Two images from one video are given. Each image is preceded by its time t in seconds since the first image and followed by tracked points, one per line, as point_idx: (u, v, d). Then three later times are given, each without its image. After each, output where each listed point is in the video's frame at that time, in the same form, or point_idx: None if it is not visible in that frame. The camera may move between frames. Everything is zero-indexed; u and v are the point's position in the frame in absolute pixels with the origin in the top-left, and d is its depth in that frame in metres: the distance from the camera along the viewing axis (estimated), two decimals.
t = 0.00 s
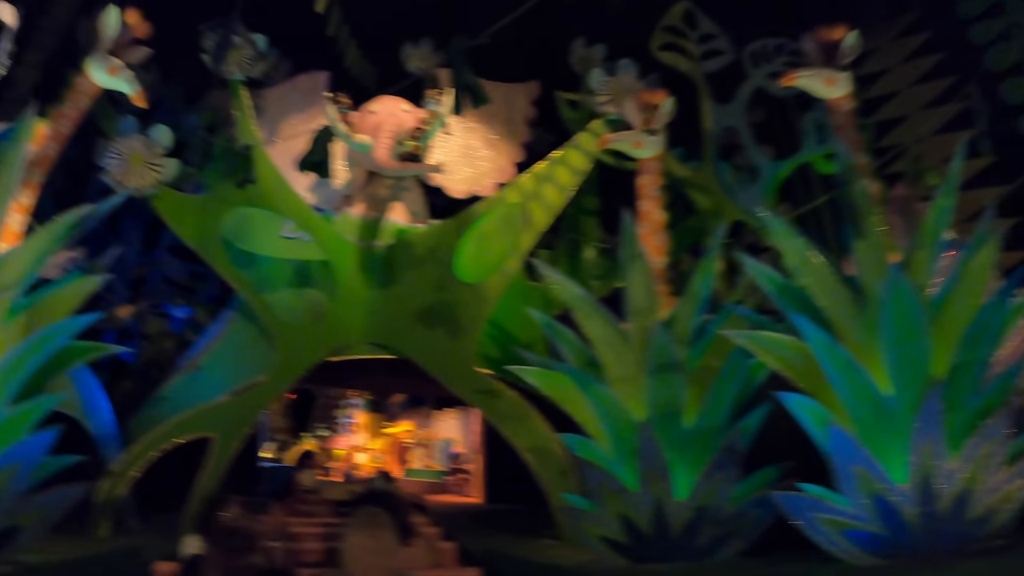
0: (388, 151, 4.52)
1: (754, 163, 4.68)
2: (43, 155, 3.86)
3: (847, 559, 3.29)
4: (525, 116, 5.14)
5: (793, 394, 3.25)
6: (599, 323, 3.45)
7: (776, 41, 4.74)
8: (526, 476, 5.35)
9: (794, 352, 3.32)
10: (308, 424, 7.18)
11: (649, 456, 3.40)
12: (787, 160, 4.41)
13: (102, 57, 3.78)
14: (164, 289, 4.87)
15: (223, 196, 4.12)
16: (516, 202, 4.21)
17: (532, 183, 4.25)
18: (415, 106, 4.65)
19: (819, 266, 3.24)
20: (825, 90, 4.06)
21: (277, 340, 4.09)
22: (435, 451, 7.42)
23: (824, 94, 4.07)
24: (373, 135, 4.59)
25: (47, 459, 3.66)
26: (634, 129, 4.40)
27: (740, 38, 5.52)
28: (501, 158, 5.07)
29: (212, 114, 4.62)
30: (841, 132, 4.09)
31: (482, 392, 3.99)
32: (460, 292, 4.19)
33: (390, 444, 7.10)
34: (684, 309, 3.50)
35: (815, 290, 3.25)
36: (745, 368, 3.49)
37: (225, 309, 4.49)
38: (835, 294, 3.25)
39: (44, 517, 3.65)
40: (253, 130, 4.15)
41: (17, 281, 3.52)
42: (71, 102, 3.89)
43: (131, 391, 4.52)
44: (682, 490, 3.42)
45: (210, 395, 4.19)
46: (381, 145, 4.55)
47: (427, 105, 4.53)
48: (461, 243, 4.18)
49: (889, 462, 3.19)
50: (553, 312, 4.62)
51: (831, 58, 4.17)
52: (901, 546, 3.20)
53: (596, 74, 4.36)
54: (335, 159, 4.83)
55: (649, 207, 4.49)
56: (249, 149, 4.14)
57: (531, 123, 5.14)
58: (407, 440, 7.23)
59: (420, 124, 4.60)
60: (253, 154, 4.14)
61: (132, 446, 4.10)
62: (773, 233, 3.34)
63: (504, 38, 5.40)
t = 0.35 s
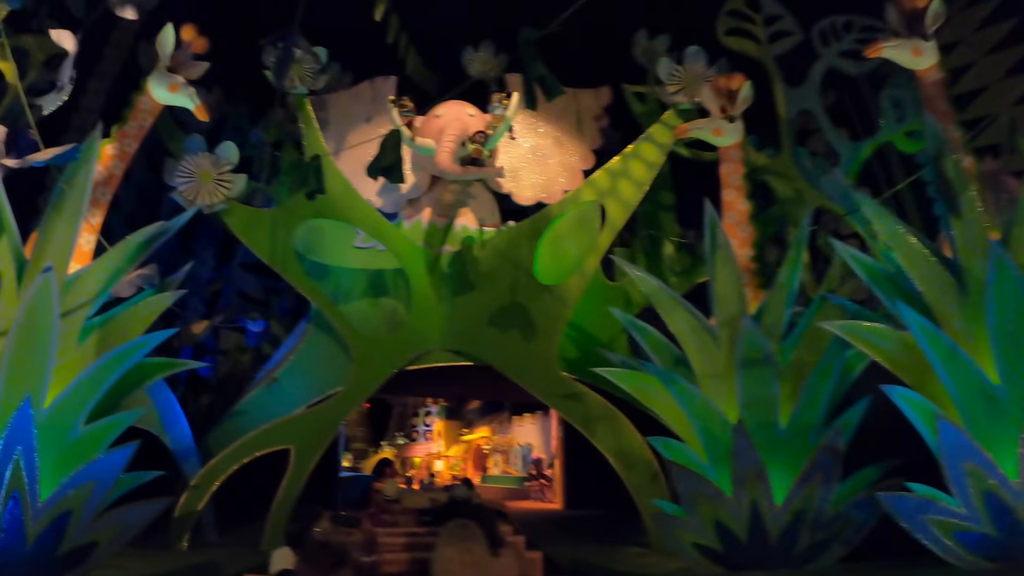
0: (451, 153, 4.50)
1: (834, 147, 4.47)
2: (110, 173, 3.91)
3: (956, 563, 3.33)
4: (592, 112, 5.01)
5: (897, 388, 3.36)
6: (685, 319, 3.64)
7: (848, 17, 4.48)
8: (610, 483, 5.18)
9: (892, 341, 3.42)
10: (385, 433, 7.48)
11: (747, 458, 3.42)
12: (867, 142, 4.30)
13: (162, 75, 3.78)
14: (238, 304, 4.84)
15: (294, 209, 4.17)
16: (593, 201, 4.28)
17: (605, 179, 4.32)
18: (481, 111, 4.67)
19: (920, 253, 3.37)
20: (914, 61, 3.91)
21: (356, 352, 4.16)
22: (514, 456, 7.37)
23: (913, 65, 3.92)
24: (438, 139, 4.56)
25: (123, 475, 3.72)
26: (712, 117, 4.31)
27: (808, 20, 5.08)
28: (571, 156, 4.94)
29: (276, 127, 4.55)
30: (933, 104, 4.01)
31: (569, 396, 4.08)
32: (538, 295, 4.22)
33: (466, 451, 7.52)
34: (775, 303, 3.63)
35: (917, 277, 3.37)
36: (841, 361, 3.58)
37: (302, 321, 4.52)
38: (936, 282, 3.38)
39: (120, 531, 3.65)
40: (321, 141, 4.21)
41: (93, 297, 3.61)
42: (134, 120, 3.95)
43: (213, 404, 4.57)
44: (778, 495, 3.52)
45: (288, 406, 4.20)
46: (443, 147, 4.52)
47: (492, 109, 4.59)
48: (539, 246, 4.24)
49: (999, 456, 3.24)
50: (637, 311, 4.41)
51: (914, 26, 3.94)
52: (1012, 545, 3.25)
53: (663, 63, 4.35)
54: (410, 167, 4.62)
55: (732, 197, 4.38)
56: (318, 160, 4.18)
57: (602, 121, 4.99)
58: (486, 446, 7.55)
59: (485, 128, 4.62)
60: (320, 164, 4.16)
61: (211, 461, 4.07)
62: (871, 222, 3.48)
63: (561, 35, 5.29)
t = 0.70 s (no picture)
0: (489, 166, 4.41)
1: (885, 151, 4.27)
2: (151, 187, 4.03)
3: None
4: (639, 123, 4.97)
5: (967, 400, 3.26)
6: (740, 333, 3.65)
7: (893, 19, 4.31)
8: (664, 505, 4.96)
9: (960, 353, 3.35)
10: (429, 450, 7.50)
11: (807, 475, 3.46)
12: (921, 146, 4.08)
13: (197, 86, 3.86)
14: (282, 320, 4.70)
15: (338, 224, 4.16)
16: (642, 213, 4.20)
17: (655, 192, 4.22)
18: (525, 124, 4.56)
19: (981, 254, 3.35)
20: (972, 56, 3.84)
21: (401, 368, 4.11)
22: (560, 474, 7.30)
23: (971, 61, 3.85)
24: (478, 151, 4.49)
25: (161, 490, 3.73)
26: (764, 123, 4.24)
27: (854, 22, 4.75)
28: (620, 169, 4.90)
29: (321, 144, 4.47)
30: (993, 101, 3.90)
31: (620, 414, 3.99)
32: (586, 310, 4.14)
33: (512, 469, 7.40)
34: (835, 314, 3.64)
35: (983, 283, 3.34)
36: (905, 373, 3.57)
37: (346, 337, 4.50)
38: (1003, 286, 3.33)
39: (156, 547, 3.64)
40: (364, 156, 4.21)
41: (132, 313, 3.65)
42: (172, 132, 4.05)
43: (255, 421, 4.46)
44: (841, 517, 3.51)
45: (330, 424, 4.15)
46: (483, 160, 4.43)
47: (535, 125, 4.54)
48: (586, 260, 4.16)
49: None
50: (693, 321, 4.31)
51: (970, 20, 3.87)
52: None
53: (710, 70, 4.20)
54: (454, 181, 4.63)
55: (786, 206, 4.27)
56: (363, 175, 4.15)
57: (649, 133, 4.96)
58: (531, 464, 7.56)
59: (528, 143, 4.56)
60: (365, 179, 4.14)
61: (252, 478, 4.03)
62: (936, 228, 3.44)
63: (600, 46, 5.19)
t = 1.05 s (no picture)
0: (502, 178, 4.39)
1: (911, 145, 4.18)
2: (162, 206, 4.02)
3: None
4: (660, 131, 4.86)
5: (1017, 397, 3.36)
6: (778, 342, 3.65)
7: (912, 10, 4.27)
8: (700, 520, 4.80)
9: (1002, 346, 3.38)
10: (459, 468, 7.52)
11: (852, 485, 3.42)
12: (949, 137, 4.09)
13: (202, 101, 3.91)
14: (304, 341, 4.54)
15: (358, 242, 4.11)
16: (666, 221, 4.12)
17: (679, 198, 4.14)
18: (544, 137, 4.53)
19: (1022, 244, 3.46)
20: (998, 40, 3.83)
21: (425, 388, 4.04)
22: (591, 491, 6.85)
23: (997, 45, 3.84)
24: (494, 163, 4.47)
25: (179, 516, 3.71)
26: (787, 122, 4.19)
27: (869, 16, 4.51)
28: (642, 178, 4.83)
29: (337, 163, 4.38)
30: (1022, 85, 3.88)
31: (652, 428, 3.87)
32: (610, 324, 4.05)
33: (542, 486, 7.36)
34: (872, 317, 3.63)
35: None
36: (950, 371, 3.52)
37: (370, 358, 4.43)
38: None
39: None
40: (382, 173, 4.22)
41: (148, 336, 3.67)
42: (179, 148, 4.07)
43: (280, 444, 4.33)
44: (890, 526, 3.47)
45: (356, 446, 4.08)
46: (497, 171, 4.42)
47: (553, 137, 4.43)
48: (607, 273, 4.09)
49: None
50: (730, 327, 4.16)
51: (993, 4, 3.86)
52: None
53: (730, 71, 4.13)
54: (472, 194, 4.58)
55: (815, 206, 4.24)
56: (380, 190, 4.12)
57: (671, 138, 4.83)
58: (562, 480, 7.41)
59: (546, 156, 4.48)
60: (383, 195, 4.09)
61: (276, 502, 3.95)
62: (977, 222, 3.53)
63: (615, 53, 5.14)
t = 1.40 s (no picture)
0: (501, 181, 4.33)
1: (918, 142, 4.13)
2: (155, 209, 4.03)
3: None
4: (662, 134, 4.84)
5: None
6: (792, 345, 3.60)
7: (915, 6, 4.23)
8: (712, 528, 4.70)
9: (1021, 341, 3.40)
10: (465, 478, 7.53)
11: (869, 490, 3.38)
12: (955, 134, 4.06)
13: (186, 99, 3.83)
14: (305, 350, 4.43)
15: (359, 250, 4.06)
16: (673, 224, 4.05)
17: (685, 200, 4.07)
18: (546, 142, 4.45)
19: None
20: (1004, 31, 3.72)
21: (429, 397, 3.98)
22: (599, 501, 6.71)
23: (1003, 36, 3.73)
24: (494, 167, 4.42)
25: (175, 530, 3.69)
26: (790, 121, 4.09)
27: (873, 12, 4.43)
28: (647, 182, 4.77)
29: (338, 168, 4.36)
30: None
31: (662, 435, 3.82)
32: (614, 331, 3.99)
33: (549, 496, 7.29)
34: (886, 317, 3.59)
35: None
36: (969, 370, 3.50)
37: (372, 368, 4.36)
38: None
39: None
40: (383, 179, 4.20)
41: (143, 345, 3.63)
42: (165, 149, 4.08)
43: (282, 455, 4.25)
44: (909, 529, 3.42)
45: (358, 458, 3.99)
46: (496, 175, 4.36)
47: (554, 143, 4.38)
48: (613, 279, 4.02)
49: None
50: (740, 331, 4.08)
51: None
52: None
53: (733, 71, 4.08)
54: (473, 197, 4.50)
55: (820, 207, 4.19)
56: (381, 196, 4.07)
57: (674, 141, 4.82)
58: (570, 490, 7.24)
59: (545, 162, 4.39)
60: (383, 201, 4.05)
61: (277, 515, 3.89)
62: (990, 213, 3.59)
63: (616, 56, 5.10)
